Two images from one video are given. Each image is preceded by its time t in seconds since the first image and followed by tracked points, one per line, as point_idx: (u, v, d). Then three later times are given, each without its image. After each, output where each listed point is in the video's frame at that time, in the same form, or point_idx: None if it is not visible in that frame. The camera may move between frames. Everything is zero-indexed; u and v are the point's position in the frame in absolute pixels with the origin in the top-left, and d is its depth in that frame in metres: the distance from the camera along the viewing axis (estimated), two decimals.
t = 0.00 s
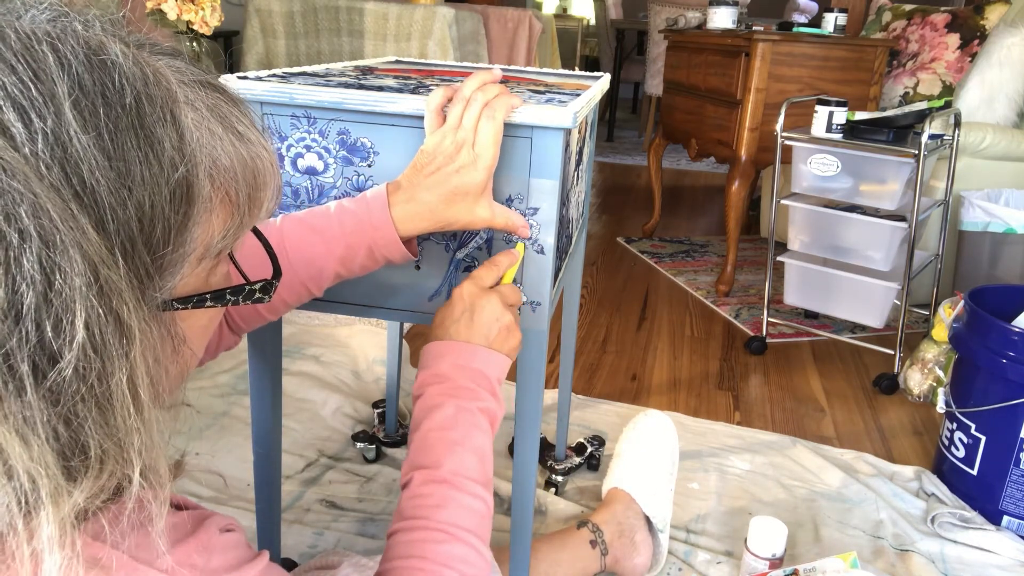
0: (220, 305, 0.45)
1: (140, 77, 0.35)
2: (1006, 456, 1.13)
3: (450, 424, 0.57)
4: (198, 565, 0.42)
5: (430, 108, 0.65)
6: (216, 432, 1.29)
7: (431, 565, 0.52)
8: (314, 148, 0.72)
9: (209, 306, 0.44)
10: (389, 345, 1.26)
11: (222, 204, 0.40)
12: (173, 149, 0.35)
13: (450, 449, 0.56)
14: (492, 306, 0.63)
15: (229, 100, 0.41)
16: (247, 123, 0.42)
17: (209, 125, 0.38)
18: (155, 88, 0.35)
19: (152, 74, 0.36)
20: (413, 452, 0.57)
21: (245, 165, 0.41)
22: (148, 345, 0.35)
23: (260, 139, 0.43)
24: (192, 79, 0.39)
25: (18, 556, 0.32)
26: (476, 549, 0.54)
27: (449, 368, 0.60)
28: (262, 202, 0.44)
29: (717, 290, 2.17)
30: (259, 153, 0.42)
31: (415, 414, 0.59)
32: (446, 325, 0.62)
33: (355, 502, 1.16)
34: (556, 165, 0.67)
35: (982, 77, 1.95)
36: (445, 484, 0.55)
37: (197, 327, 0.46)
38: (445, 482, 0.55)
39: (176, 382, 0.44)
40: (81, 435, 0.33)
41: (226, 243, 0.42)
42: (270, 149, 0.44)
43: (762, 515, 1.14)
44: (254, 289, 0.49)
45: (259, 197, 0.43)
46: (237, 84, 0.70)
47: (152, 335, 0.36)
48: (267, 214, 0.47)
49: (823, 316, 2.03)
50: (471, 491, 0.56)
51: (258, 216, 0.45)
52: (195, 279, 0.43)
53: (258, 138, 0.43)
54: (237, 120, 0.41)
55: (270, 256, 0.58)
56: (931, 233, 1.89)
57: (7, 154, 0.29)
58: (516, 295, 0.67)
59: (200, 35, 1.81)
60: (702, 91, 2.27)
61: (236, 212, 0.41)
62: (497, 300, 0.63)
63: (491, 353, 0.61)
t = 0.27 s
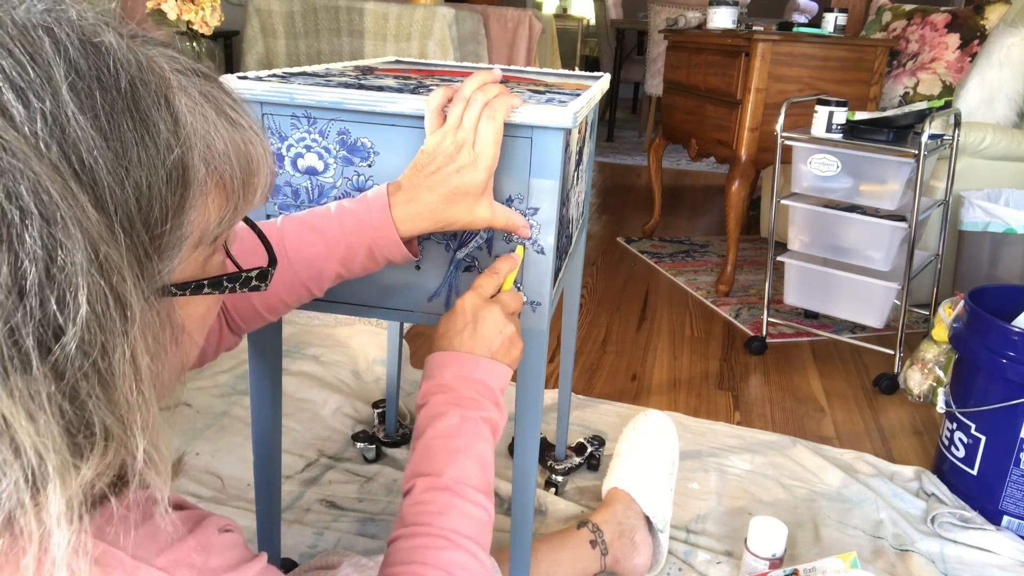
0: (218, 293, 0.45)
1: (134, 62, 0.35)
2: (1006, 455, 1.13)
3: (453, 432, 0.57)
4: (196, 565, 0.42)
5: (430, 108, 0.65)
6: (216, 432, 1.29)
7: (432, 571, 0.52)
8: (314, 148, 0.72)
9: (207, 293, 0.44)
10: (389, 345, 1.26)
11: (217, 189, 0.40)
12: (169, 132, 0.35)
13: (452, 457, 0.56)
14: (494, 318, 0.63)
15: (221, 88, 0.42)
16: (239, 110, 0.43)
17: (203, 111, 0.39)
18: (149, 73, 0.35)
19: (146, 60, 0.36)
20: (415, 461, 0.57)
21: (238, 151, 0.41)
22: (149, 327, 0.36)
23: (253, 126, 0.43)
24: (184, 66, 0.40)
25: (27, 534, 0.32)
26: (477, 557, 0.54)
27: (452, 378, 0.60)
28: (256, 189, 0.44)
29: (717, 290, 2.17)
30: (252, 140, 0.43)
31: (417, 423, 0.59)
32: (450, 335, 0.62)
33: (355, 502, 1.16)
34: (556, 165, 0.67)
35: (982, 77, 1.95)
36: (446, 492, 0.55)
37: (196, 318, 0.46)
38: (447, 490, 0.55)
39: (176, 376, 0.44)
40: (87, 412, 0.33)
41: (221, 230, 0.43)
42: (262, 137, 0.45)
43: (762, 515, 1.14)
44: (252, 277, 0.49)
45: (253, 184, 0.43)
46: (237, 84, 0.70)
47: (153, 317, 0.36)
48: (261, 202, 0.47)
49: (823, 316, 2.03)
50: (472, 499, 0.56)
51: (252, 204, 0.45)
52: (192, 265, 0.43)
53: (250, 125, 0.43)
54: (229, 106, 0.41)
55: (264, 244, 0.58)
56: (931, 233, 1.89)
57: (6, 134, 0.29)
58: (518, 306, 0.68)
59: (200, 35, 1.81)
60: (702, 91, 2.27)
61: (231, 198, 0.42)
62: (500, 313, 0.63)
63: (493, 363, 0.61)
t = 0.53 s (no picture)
0: (216, 277, 0.45)
1: (127, 46, 0.35)
2: (1006, 456, 1.13)
3: (449, 417, 0.57)
4: (189, 561, 0.41)
5: (430, 109, 0.65)
6: (216, 432, 1.29)
7: (431, 561, 0.52)
8: (314, 148, 0.72)
9: (207, 277, 0.45)
10: (389, 345, 1.26)
11: (213, 173, 0.41)
12: (166, 111, 0.36)
13: (450, 443, 0.56)
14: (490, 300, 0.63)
15: (211, 75, 0.42)
16: (230, 96, 0.43)
17: (196, 95, 0.39)
18: (142, 56, 0.36)
19: (138, 45, 0.36)
20: (413, 447, 0.57)
21: (232, 135, 0.42)
22: (153, 306, 0.36)
23: (244, 112, 0.44)
24: (174, 54, 0.40)
25: (42, 511, 0.33)
26: (477, 543, 0.54)
27: (449, 363, 0.60)
28: (250, 174, 0.44)
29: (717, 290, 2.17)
30: (244, 125, 0.43)
31: (416, 409, 0.59)
32: (448, 319, 0.62)
33: (355, 503, 1.16)
34: (556, 165, 0.67)
35: (982, 77, 1.95)
36: (444, 478, 0.55)
37: (197, 306, 0.47)
38: (447, 478, 0.55)
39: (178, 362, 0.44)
40: (95, 386, 0.33)
41: (216, 214, 0.43)
42: (255, 123, 0.45)
43: (762, 515, 1.14)
44: (251, 263, 0.49)
45: (248, 169, 0.44)
46: (237, 84, 0.70)
47: (157, 296, 0.36)
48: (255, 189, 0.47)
49: (823, 316, 2.03)
50: (471, 485, 0.56)
51: (246, 189, 0.45)
52: (193, 250, 0.43)
53: (241, 110, 0.43)
54: (221, 92, 0.42)
55: (258, 230, 0.58)
56: (931, 233, 1.89)
57: (6, 110, 0.30)
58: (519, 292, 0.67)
59: (200, 35, 1.81)
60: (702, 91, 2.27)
61: (226, 182, 0.42)
62: (496, 293, 0.63)
63: (492, 347, 0.61)
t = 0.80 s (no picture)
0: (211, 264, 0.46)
1: (114, 34, 0.36)
2: (1006, 455, 1.13)
3: (451, 416, 0.57)
4: (183, 557, 0.41)
5: (430, 109, 0.65)
6: (216, 432, 1.29)
7: (433, 560, 0.52)
8: (314, 148, 0.72)
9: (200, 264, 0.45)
10: (389, 345, 1.26)
11: (204, 159, 0.41)
12: (154, 97, 0.36)
13: (452, 442, 0.56)
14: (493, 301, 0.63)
15: (198, 64, 0.43)
16: (218, 85, 0.44)
17: (184, 82, 0.40)
18: (129, 44, 0.36)
19: (125, 33, 0.37)
20: (415, 445, 0.57)
21: (222, 122, 0.42)
22: (149, 289, 0.36)
23: (232, 100, 0.44)
24: (161, 44, 0.41)
25: (46, 491, 0.33)
26: (478, 542, 0.54)
27: (451, 361, 0.60)
28: (241, 161, 0.45)
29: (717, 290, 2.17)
30: (233, 112, 0.44)
31: (417, 407, 0.59)
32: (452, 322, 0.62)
33: (355, 503, 1.16)
34: (556, 164, 0.67)
35: (981, 77, 1.95)
36: (446, 477, 0.55)
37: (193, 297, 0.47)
38: (447, 476, 0.55)
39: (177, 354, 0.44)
40: (95, 364, 0.33)
41: (209, 200, 0.43)
42: (244, 111, 0.45)
43: (762, 515, 1.14)
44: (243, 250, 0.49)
45: (238, 155, 0.44)
46: (237, 84, 0.70)
47: (152, 279, 0.37)
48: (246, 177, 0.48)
49: (823, 316, 2.03)
50: (473, 484, 0.55)
51: (238, 176, 0.46)
52: (188, 237, 0.43)
53: (230, 98, 0.44)
54: (209, 80, 0.42)
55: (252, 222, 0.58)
56: (931, 233, 1.89)
57: None
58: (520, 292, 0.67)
59: (200, 35, 1.81)
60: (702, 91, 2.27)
61: (217, 169, 0.42)
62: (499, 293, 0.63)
63: (493, 346, 0.61)
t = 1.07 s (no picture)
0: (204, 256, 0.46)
1: (103, 27, 0.36)
2: (1006, 455, 1.13)
3: (455, 427, 0.57)
4: (183, 555, 0.41)
5: (429, 109, 0.65)
6: (216, 432, 1.29)
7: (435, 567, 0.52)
8: (314, 148, 0.72)
9: (194, 255, 0.44)
10: (389, 346, 1.26)
11: (196, 150, 0.41)
12: (143, 86, 0.37)
13: (455, 452, 0.56)
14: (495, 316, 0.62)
15: (189, 58, 0.43)
16: (210, 78, 0.44)
17: (175, 74, 0.40)
18: (118, 36, 0.37)
19: (114, 26, 0.37)
20: (419, 456, 0.58)
21: (213, 113, 0.42)
22: (141, 276, 0.37)
23: (224, 93, 0.45)
24: (151, 38, 0.41)
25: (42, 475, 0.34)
26: (479, 551, 0.54)
27: (456, 375, 0.60)
28: (233, 153, 0.45)
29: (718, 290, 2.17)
30: (224, 105, 0.44)
31: (422, 418, 0.59)
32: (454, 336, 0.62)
33: (355, 503, 1.16)
34: (556, 165, 0.67)
35: (981, 77, 1.95)
36: (449, 487, 0.55)
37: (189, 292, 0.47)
38: (451, 486, 0.55)
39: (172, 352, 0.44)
40: (87, 349, 0.34)
41: (201, 192, 0.44)
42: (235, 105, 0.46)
43: (761, 515, 1.14)
44: (235, 241, 0.49)
45: (230, 147, 0.45)
46: (237, 84, 0.70)
47: (144, 267, 0.37)
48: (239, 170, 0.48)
49: (824, 316, 2.03)
50: (473, 493, 0.55)
51: (230, 169, 0.46)
52: (180, 228, 0.44)
53: (221, 91, 0.44)
54: (199, 72, 0.43)
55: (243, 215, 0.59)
56: (931, 233, 1.89)
57: None
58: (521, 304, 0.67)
59: (200, 35, 1.81)
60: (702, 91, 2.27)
61: (209, 160, 0.43)
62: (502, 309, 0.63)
63: (496, 360, 0.61)
